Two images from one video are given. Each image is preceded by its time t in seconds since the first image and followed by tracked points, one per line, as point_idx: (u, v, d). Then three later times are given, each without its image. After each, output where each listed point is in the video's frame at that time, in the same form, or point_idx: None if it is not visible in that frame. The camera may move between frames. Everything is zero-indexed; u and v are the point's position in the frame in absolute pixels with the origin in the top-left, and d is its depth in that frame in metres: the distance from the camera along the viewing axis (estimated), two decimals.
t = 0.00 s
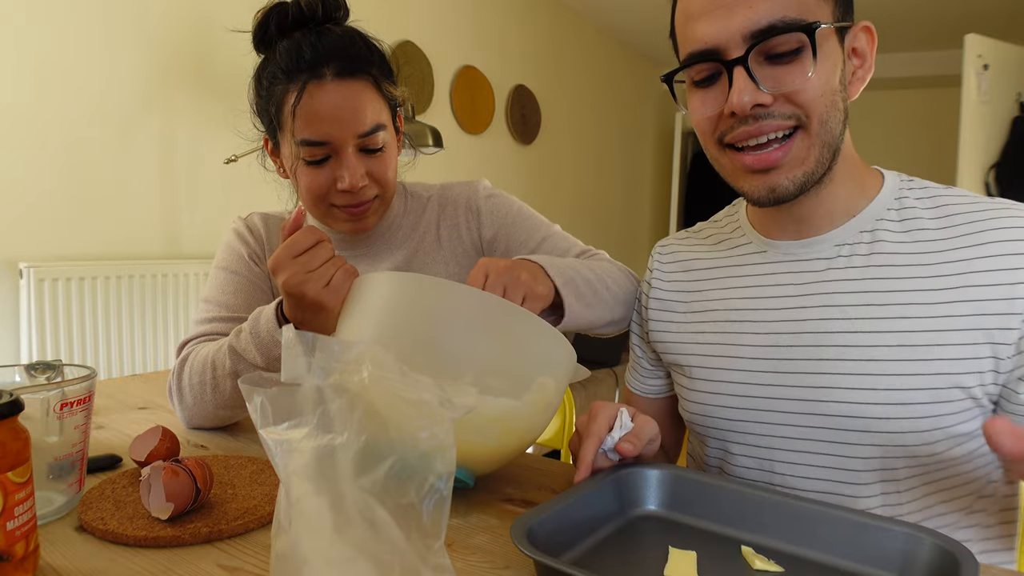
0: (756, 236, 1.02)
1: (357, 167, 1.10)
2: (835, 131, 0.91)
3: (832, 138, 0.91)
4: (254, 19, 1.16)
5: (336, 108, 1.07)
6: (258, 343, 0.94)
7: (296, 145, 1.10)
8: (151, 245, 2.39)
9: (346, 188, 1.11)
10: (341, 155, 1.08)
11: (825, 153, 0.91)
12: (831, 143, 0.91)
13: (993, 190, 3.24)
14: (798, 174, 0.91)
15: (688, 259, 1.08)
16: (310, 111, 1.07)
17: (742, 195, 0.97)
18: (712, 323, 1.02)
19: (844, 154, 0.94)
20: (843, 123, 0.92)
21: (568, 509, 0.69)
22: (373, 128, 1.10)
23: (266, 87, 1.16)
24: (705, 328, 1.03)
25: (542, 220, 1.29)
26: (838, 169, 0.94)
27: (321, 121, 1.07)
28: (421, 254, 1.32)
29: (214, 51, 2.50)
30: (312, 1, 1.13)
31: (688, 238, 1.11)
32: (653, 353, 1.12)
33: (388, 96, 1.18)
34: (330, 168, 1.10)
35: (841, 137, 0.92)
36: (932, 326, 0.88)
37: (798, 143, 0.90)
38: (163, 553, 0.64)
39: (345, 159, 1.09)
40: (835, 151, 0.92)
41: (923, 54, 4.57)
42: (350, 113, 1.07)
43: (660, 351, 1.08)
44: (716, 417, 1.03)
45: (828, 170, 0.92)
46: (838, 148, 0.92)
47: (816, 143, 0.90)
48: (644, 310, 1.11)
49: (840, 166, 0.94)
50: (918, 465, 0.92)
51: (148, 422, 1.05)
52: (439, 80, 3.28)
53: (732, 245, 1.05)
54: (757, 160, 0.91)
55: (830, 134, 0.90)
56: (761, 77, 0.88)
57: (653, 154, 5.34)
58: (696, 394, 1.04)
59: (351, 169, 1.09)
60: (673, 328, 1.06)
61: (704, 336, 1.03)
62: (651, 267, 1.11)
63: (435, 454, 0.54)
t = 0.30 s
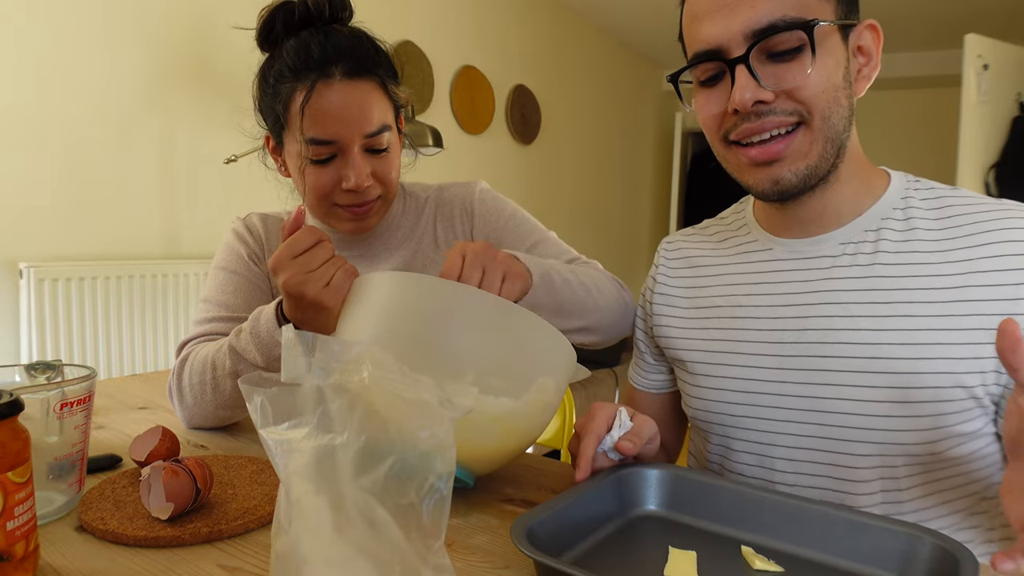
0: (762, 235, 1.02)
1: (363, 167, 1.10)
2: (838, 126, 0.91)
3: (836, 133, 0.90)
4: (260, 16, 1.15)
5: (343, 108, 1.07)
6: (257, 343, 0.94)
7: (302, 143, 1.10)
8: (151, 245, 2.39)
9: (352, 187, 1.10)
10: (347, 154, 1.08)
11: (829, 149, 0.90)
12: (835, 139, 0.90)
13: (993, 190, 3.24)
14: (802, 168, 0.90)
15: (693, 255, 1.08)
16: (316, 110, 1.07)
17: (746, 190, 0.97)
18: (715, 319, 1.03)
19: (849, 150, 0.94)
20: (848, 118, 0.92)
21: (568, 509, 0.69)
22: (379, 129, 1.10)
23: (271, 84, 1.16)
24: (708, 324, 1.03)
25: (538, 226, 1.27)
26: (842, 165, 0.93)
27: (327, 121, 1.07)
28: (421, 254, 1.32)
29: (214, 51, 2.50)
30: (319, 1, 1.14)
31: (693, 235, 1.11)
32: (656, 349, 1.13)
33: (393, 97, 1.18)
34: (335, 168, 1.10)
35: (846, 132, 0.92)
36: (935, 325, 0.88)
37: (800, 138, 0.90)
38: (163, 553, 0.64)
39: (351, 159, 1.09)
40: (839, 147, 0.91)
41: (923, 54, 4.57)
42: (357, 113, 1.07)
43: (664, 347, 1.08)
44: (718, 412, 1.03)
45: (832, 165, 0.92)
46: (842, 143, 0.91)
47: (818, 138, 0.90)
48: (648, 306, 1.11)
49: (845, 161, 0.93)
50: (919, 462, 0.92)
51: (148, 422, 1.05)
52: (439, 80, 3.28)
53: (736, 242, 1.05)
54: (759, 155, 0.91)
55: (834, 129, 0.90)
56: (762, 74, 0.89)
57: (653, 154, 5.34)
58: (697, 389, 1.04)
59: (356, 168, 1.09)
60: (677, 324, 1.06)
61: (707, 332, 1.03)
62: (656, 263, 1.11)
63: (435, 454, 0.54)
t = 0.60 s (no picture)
0: (763, 231, 1.02)
1: (358, 169, 1.10)
2: (844, 127, 0.90)
3: (842, 134, 0.90)
4: (255, 17, 1.15)
5: (338, 109, 1.07)
6: (257, 342, 0.94)
7: (299, 145, 1.10)
8: (151, 245, 2.39)
9: (347, 189, 1.11)
10: (343, 156, 1.08)
11: (833, 149, 0.90)
12: (840, 140, 0.90)
13: (993, 190, 3.24)
14: (807, 167, 0.90)
15: (695, 253, 1.08)
16: (313, 112, 1.07)
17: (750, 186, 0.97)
18: (717, 315, 1.03)
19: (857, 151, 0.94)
20: (854, 120, 0.92)
21: (569, 509, 0.69)
22: (375, 130, 1.10)
23: (268, 86, 1.16)
24: (709, 320, 1.03)
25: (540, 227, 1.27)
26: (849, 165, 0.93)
27: (324, 122, 1.07)
28: (421, 254, 1.31)
29: (214, 51, 2.50)
30: (316, 1, 1.14)
31: (695, 232, 1.11)
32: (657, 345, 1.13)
33: (390, 98, 1.18)
34: (331, 169, 1.10)
35: (851, 134, 0.92)
36: (936, 321, 0.88)
37: (806, 138, 0.90)
38: (163, 553, 0.64)
39: (347, 161, 1.09)
40: (844, 148, 0.91)
41: (923, 54, 4.57)
42: (353, 116, 1.07)
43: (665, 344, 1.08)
44: (719, 409, 1.03)
45: (837, 166, 0.91)
46: (846, 144, 0.91)
47: (824, 138, 0.90)
48: (650, 302, 1.11)
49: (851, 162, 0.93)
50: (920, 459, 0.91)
51: (148, 422, 1.05)
52: (439, 80, 3.28)
53: (737, 241, 1.05)
54: (764, 153, 0.91)
55: (839, 131, 0.90)
56: (770, 74, 0.89)
57: (653, 154, 5.34)
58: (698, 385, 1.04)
59: (352, 171, 1.09)
60: (679, 321, 1.06)
61: (709, 329, 1.03)
62: (658, 260, 1.11)
63: (435, 454, 0.54)
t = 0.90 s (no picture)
0: (773, 222, 1.04)
1: (354, 171, 1.10)
2: (846, 119, 0.91)
3: (844, 126, 0.91)
4: (249, 20, 1.15)
5: (331, 112, 1.06)
6: (255, 343, 0.94)
7: (292, 149, 1.10)
8: (151, 246, 2.39)
9: (343, 192, 1.11)
10: (339, 158, 1.08)
11: (837, 142, 0.91)
12: (843, 131, 0.91)
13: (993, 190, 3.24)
14: (809, 161, 0.92)
15: (700, 248, 1.11)
16: (307, 115, 1.07)
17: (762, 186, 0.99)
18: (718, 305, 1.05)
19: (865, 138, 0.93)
20: (858, 111, 0.92)
21: (569, 510, 0.69)
22: (368, 132, 1.10)
23: (262, 89, 1.16)
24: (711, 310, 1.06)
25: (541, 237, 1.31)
26: (857, 151, 0.93)
27: (317, 125, 1.06)
28: (422, 256, 1.31)
29: (214, 52, 2.50)
30: (308, 2, 1.13)
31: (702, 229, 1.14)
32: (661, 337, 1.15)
33: (384, 99, 1.18)
34: (328, 172, 1.10)
35: (857, 124, 0.92)
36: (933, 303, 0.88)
37: (804, 135, 0.92)
38: (163, 553, 0.64)
39: (343, 163, 1.09)
40: (847, 138, 0.91)
41: (923, 54, 4.57)
42: (346, 119, 1.07)
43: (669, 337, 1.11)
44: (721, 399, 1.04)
45: (840, 157, 0.92)
46: (851, 135, 0.91)
47: (823, 133, 0.91)
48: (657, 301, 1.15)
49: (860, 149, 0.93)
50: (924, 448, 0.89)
51: (148, 422, 1.05)
52: (439, 80, 3.28)
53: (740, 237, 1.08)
54: (766, 154, 0.93)
55: (840, 123, 0.91)
56: (761, 78, 0.91)
57: (653, 154, 5.34)
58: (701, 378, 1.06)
59: (348, 173, 1.09)
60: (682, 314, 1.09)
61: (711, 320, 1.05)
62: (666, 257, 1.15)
63: (435, 454, 0.54)
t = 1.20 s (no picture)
0: (769, 224, 1.06)
1: (358, 170, 1.10)
2: (834, 132, 0.91)
3: (830, 139, 0.91)
4: (254, 19, 1.15)
5: (334, 111, 1.06)
6: (252, 344, 0.94)
7: (298, 148, 1.10)
8: (151, 245, 2.39)
9: (347, 191, 1.11)
10: (343, 157, 1.08)
11: (822, 154, 0.91)
12: (828, 144, 0.91)
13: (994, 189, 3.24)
14: (792, 172, 0.93)
15: (701, 247, 1.12)
16: (311, 114, 1.07)
17: (752, 190, 1.00)
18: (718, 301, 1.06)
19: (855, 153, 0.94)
20: (848, 124, 0.92)
21: (568, 509, 0.69)
22: (373, 131, 1.09)
23: (267, 88, 1.16)
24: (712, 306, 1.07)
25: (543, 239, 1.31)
26: (841, 167, 0.93)
27: (321, 124, 1.07)
28: (423, 256, 1.31)
29: (214, 52, 2.50)
30: (313, 2, 1.13)
31: (701, 228, 1.15)
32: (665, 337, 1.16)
33: (389, 98, 1.18)
34: (331, 172, 1.10)
35: (845, 137, 0.92)
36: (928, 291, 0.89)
37: (790, 146, 0.92)
38: (163, 553, 0.64)
39: (347, 162, 1.09)
40: (832, 152, 0.91)
41: (923, 54, 4.57)
42: (353, 118, 1.07)
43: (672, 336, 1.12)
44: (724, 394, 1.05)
45: (824, 169, 0.92)
46: (836, 149, 0.92)
47: (809, 144, 0.91)
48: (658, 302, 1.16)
49: (845, 165, 0.93)
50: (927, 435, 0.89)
51: (148, 422, 1.05)
52: (439, 79, 3.28)
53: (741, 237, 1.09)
54: (751, 160, 0.94)
55: (827, 136, 0.91)
56: (757, 82, 0.91)
57: (653, 155, 5.34)
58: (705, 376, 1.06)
59: (352, 172, 1.09)
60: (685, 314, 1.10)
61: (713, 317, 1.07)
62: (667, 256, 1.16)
63: (436, 454, 0.55)
